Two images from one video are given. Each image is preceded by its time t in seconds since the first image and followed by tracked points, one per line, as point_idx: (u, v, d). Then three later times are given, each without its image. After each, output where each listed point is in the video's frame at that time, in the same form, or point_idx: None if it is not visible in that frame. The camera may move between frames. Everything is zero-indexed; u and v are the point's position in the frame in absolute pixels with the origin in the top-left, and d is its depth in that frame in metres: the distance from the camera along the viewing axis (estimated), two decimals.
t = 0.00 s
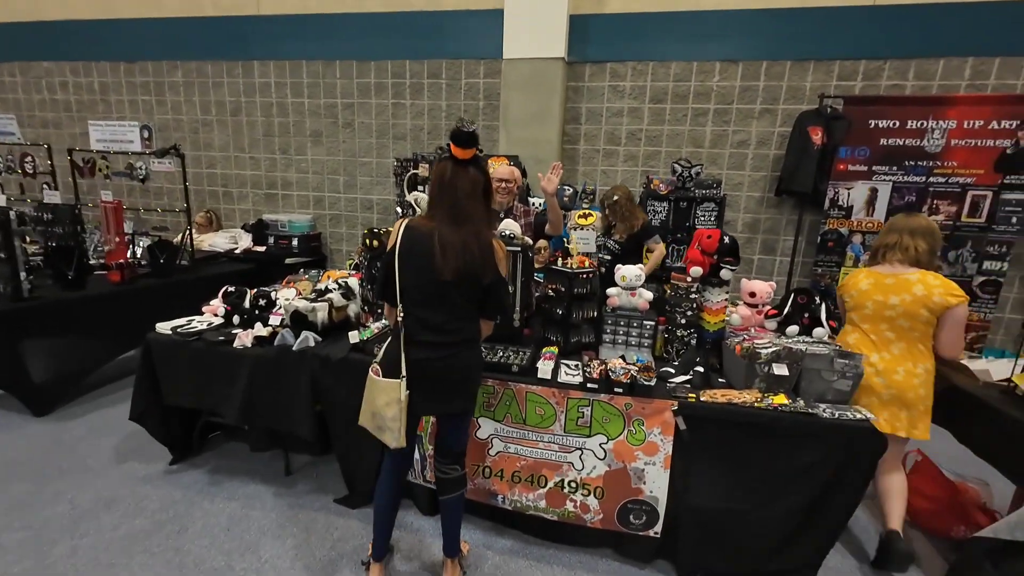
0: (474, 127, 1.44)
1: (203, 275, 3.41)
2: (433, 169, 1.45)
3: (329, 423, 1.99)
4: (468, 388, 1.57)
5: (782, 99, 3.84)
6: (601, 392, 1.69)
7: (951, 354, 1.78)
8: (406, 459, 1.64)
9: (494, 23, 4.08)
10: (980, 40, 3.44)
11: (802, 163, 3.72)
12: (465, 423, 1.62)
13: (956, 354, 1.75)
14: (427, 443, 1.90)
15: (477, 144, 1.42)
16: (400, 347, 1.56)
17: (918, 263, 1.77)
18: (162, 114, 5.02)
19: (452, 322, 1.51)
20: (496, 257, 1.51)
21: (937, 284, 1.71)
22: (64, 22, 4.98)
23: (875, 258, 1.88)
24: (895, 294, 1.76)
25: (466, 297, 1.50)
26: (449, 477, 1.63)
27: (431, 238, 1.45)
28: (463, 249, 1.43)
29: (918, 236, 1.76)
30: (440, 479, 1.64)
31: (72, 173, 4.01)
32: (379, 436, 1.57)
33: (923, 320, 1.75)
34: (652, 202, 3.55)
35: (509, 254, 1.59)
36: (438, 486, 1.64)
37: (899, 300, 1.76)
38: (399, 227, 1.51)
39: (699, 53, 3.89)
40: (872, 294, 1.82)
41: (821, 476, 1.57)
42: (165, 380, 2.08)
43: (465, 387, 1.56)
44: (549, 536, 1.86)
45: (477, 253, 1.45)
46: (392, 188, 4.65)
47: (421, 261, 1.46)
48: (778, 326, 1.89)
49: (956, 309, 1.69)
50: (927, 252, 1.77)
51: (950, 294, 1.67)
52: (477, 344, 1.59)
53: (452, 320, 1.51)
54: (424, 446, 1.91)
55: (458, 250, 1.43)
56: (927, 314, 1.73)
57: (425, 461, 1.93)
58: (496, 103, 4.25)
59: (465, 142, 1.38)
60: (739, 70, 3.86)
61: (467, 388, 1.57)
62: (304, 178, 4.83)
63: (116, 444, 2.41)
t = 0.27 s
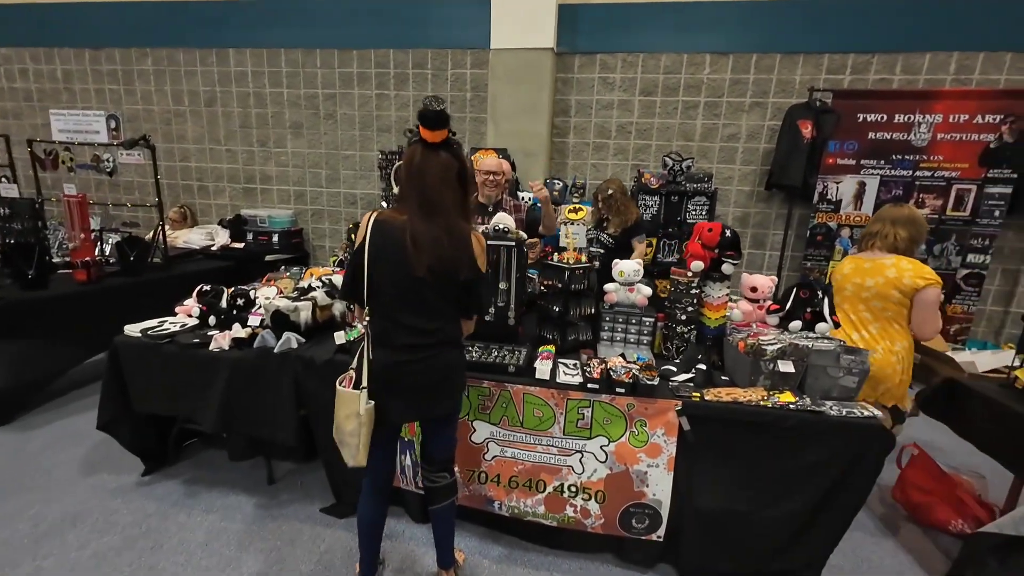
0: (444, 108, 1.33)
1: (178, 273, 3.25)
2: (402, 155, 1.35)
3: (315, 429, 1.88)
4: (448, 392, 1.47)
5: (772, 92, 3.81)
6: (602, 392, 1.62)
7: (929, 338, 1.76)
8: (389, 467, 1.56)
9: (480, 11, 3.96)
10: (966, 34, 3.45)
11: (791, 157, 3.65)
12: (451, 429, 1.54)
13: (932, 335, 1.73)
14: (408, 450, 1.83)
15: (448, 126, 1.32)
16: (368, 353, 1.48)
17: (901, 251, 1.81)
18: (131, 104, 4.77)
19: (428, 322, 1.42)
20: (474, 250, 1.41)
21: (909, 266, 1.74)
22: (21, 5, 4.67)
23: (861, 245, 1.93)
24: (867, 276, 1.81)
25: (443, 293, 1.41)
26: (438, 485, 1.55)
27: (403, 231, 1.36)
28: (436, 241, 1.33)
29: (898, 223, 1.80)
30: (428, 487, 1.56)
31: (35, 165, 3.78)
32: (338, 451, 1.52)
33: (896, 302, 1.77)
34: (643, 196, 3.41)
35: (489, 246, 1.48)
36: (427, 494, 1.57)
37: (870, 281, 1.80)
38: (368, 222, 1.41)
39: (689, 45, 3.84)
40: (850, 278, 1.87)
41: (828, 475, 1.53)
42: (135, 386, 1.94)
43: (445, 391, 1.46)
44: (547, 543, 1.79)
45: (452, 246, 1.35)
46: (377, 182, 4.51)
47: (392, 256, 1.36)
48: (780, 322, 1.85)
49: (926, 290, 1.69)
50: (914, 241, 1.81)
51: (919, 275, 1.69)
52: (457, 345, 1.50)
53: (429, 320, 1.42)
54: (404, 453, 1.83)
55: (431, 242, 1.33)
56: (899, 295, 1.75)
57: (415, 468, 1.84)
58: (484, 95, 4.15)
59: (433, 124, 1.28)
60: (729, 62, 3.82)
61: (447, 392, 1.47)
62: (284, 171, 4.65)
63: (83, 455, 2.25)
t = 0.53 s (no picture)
0: (419, 89, 1.23)
1: (153, 273, 3.09)
2: (374, 141, 1.25)
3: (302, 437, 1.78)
4: (430, 399, 1.38)
5: (765, 87, 3.70)
6: (607, 395, 1.55)
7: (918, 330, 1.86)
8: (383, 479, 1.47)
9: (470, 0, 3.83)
10: (957, 28, 3.40)
11: (784, 152, 3.57)
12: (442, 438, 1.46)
13: (916, 325, 1.84)
14: (400, 457, 1.75)
15: (422, 110, 1.22)
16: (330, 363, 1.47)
17: (893, 246, 1.92)
18: (101, 94, 4.53)
19: (406, 324, 1.32)
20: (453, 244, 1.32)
21: (898, 263, 1.86)
22: None
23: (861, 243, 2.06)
24: (860, 270, 1.96)
25: (420, 292, 1.31)
26: (428, 498, 1.46)
27: (375, 225, 1.26)
28: (411, 235, 1.24)
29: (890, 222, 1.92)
30: (420, 500, 1.47)
31: None
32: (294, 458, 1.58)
33: (885, 295, 1.89)
34: (636, 191, 3.27)
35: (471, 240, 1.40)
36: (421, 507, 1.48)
37: (861, 275, 1.94)
38: (338, 215, 1.32)
39: (682, 38, 3.72)
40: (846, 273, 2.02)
41: (839, 477, 1.49)
42: (106, 395, 1.80)
43: (426, 398, 1.37)
44: (549, 552, 1.72)
45: (428, 241, 1.26)
46: (363, 177, 4.37)
47: (363, 252, 1.27)
48: (786, 319, 1.80)
49: (911, 285, 1.81)
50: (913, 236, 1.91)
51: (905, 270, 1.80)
52: (439, 348, 1.41)
53: (406, 322, 1.32)
54: (396, 462, 1.76)
55: (405, 237, 1.24)
56: (887, 289, 1.87)
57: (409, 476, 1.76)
58: (474, 87, 4.03)
59: (405, 107, 1.19)
60: (722, 56, 3.70)
61: (429, 398, 1.38)
62: (266, 165, 4.47)
63: (51, 468, 2.10)
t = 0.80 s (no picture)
0: (402, 74, 1.15)
1: (131, 270, 2.97)
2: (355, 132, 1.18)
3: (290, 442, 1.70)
4: (412, 409, 1.31)
5: (759, 82, 3.64)
6: (609, 396, 1.50)
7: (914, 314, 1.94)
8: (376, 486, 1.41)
9: None
10: (948, 24, 3.38)
11: (778, 147, 3.48)
12: (429, 446, 1.39)
13: (912, 310, 1.92)
14: (392, 462, 1.69)
15: (403, 98, 1.14)
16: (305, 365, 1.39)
17: (893, 235, 2.01)
18: (75, 83, 4.35)
19: (385, 328, 1.25)
20: (433, 246, 1.21)
21: (897, 250, 1.95)
22: None
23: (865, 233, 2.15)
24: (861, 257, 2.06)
25: (399, 294, 1.23)
26: (418, 507, 1.40)
27: (351, 221, 1.19)
28: (388, 233, 1.16)
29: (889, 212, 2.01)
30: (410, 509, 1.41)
31: None
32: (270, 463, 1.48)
33: (883, 281, 1.98)
34: (630, 186, 3.23)
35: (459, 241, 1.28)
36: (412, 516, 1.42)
37: (862, 262, 2.04)
38: (319, 210, 1.26)
39: (677, 31, 3.63)
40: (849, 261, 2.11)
41: (843, 478, 1.47)
42: (81, 400, 1.71)
43: (407, 408, 1.30)
44: (548, 557, 1.67)
45: (404, 241, 1.17)
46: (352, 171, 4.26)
47: (339, 250, 1.20)
48: (788, 317, 1.77)
49: (909, 270, 1.90)
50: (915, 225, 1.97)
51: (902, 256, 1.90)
52: (424, 354, 1.33)
53: (387, 326, 1.25)
54: (389, 466, 1.70)
55: (379, 236, 1.16)
56: (885, 274, 1.96)
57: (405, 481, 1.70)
58: (465, 79, 3.94)
59: (383, 95, 1.11)
60: (716, 50, 3.63)
61: (410, 408, 1.31)
62: (250, 159, 4.34)
63: (22, 476, 1.99)
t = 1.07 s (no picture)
0: (385, 59, 1.10)
1: (107, 265, 2.85)
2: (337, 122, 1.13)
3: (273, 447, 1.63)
4: (408, 413, 1.27)
5: (754, 77, 3.58)
6: (604, 399, 1.45)
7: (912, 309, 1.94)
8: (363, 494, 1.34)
9: None
10: (943, 22, 3.35)
11: (772, 143, 3.43)
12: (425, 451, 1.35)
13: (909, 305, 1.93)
14: (380, 467, 1.63)
15: (387, 85, 1.08)
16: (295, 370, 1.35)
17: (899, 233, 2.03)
18: (50, 70, 4.18)
19: (378, 331, 1.21)
20: (424, 243, 1.16)
21: (900, 246, 1.98)
22: None
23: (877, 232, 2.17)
24: (868, 254, 2.10)
25: (391, 293, 1.18)
26: (410, 514, 1.35)
27: (335, 218, 1.14)
28: (374, 225, 1.10)
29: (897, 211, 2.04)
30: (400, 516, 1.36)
31: None
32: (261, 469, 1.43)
33: (884, 276, 2.00)
34: (624, 182, 3.17)
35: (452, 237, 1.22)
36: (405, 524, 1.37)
37: (868, 258, 2.07)
38: (303, 207, 1.21)
39: (672, 24, 3.57)
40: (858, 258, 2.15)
41: (843, 482, 1.43)
42: (49, 403, 1.62)
43: (402, 413, 1.26)
44: (541, 564, 1.63)
45: (393, 239, 1.12)
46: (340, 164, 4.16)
47: (324, 249, 1.15)
48: (787, 317, 1.73)
49: (909, 264, 1.93)
50: (922, 224, 1.99)
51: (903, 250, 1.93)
52: (419, 356, 1.29)
53: (379, 329, 1.21)
54: (376, 472, 1.63)
55: (365, 233, 1.10)
56: (886, 269, 1.99)
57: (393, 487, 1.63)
58: (457, 71, 3.85)
59: (364, 81, 1.06)
60: (712, 44, 3.56)
61: (406, 412, 1.27)
62: (235, 151, 4.21)
63: None
